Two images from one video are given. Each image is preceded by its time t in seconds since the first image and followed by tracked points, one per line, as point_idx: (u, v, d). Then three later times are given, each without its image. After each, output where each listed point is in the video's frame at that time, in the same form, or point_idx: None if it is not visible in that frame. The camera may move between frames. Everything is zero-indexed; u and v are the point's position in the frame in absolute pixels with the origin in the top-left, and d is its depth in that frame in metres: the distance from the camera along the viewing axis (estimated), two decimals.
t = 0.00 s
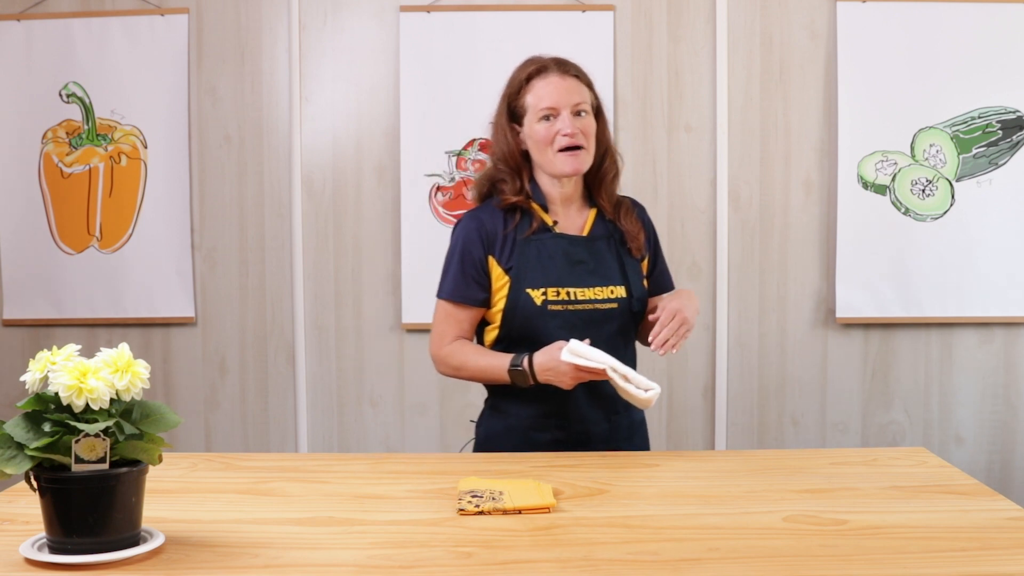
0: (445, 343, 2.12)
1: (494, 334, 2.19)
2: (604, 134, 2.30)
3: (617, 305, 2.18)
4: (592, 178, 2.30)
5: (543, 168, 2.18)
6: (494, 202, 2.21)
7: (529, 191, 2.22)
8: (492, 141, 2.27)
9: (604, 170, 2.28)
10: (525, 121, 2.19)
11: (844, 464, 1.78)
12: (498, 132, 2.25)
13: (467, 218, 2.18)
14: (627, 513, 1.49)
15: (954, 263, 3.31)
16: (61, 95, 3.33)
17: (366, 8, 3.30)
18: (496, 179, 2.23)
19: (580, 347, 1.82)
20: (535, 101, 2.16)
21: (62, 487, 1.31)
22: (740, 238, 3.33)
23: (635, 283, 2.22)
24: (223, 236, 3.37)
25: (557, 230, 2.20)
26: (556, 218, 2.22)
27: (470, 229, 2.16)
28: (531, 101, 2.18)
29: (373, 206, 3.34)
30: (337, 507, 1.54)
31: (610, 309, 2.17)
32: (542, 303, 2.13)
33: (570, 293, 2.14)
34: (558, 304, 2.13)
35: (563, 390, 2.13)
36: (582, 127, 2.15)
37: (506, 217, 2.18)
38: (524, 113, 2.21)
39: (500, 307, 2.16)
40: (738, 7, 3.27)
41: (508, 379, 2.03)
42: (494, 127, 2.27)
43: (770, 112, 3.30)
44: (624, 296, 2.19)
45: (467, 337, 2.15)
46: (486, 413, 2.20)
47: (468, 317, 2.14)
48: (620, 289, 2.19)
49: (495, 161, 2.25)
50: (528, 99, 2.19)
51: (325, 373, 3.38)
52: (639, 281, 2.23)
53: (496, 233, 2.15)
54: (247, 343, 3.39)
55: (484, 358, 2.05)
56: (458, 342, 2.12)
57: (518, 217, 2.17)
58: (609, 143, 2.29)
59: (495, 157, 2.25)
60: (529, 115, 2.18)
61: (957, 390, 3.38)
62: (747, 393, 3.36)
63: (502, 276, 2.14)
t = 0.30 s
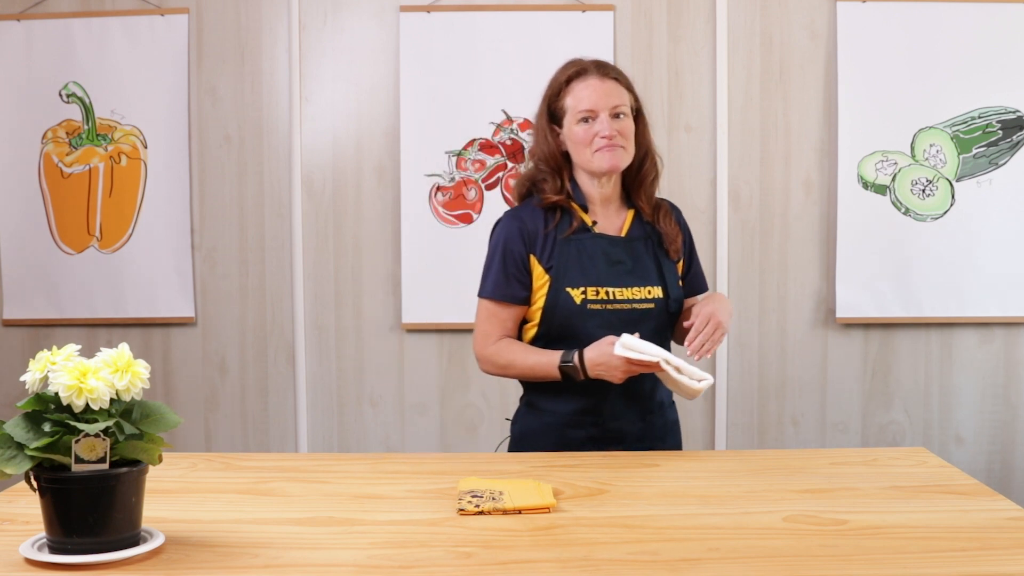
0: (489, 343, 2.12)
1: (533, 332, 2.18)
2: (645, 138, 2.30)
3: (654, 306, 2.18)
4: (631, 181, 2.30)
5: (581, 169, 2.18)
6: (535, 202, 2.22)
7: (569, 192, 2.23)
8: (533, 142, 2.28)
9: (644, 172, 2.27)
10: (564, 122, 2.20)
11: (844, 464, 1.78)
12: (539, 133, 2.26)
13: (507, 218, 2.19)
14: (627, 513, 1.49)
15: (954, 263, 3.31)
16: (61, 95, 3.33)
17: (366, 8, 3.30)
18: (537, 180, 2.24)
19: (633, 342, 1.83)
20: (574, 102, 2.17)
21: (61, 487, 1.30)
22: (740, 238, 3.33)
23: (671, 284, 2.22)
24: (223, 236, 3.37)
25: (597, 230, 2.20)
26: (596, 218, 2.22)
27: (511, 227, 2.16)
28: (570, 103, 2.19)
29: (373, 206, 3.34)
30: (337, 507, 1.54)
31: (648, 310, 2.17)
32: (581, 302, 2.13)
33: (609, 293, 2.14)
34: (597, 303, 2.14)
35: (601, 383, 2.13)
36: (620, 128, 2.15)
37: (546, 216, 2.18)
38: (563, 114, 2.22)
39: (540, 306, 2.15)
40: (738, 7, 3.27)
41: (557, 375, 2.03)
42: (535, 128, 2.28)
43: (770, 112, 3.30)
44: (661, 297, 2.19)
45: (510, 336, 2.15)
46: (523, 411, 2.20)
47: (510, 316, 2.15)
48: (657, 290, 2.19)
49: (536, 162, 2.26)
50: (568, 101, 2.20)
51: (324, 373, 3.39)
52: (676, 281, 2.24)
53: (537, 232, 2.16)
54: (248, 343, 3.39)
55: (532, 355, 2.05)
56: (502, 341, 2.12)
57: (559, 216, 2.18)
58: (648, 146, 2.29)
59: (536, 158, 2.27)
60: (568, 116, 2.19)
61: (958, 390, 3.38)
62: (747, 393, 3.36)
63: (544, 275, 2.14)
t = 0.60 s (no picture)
0: (504, 344, 2.12)
1: (548, 331, 2.18)
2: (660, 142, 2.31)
3: (668, 304, 2.18)
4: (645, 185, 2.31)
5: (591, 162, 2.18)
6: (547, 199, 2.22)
7: (582, 189, 2.22)
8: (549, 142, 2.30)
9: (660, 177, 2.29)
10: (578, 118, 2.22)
11: (844, 464, 1.78)
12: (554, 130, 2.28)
13: (521, 218, 2.19)
14: (627, 513, 1.49)
15: (954, 263, 3.31)
16: (61, 94, 3.33)
17: (366, 8, 3.30)
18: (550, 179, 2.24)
19: (651, 337, 1.79)
20: (588, 96, 2.19)
21: (61, 487, 1.30)
22: (740, 238, 3.33)
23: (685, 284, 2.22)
24: (223, 236, 3.37)
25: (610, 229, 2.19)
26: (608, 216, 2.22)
27: (525, 227, 2.16)
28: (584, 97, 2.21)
29: (372, 206, 3.34)
30: (337, 507, 1.54)
31: (662, 308, 2.17)
32: (597, 300, 2.12)
33: (624, 291, 2.14)
34: (613, 301, 2.13)
35: (620, 381, 2.13)
36: (630, 122, 2.16)
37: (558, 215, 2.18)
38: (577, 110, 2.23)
39: (554, 305, 2.15)
40: (738, 7, 3.27)
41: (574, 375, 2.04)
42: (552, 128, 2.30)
43: (770, 112, 3.30)
44: (675, 296, 2.19)
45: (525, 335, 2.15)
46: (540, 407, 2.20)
47: (525, 316, 2.14)
48: (672, 288, 2.19)
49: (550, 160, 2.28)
50: (582, 96, 2.22)
51: (324, 373, 3.39)
52: (689, 282, 2.24)
53: (551, 232, 2.15)
54: (248, 343, 3.39)
55: (548, 355, 2.06)
56: (517, 341, 2.12)
57: (570, 213, 2.17)
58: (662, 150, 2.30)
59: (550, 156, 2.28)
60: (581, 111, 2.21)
61: (958, 390, 3.38)
62: (746, 393, 3.36)
63: (558, 275, 2.13)
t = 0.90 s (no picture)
0: (523, 347, 2.11)
1: (571, 334, 2.17)
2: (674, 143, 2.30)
3: (689, 304, 2.19)
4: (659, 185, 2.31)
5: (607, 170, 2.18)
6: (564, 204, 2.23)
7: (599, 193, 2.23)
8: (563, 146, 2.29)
9: (673, 178, 2.29)
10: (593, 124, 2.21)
11: (844, 464, 1.78)
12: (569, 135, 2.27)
13: (540, 225, 2.17)
14: (627, 513, 1.49)
15: (954, 263, 3.31)
16: (61, 95, 3.33)
17: (366, 8, 3.30)
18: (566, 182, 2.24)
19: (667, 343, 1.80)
20: (603, 104, 2.18)
21: (61, 487, 1.31)
22: (739, 238, 3.34)
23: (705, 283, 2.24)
24: (223, 236, 3.37)
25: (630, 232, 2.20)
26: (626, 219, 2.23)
27: (545, 233, 2.14)
28: (598, 105, 2.19)
29: (373, 206, 3.34)
30: (337, 507, 1.54)
31: (684, 308, 2.18)
32: (622, 303, 2.12)
33: (648, 293, 2.14)
34: (638, 303, 2.13)
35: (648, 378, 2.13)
36: (647, 130, 2.15)
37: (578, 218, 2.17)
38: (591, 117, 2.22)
39: (580, 309, 2.14)
40: (738, 8, 3.27)
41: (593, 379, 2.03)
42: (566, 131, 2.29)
43: (770, 112, 3.30)
44: (695, 295, 2.20)
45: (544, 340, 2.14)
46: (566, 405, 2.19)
47: (546, 321, 2.13)
48: (692, 288, 2.20)
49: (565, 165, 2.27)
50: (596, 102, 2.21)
51: (325, 373, 3.39)
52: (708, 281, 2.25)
53: (574, 237, 2.14)
54: (248, 343, 3.39)
55: (568, 359, 2.05)
56: (536, 345, 2.10)
57: (590, 218, 2.17)
58: (676, 151, 2.29)
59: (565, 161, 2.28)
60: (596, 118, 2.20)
61: (958, 390, 3.38)
62: (746, 392, 3.36)
63: (582, 279, 2.12)
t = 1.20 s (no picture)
0: (574, 349, 2.01)
1: (618, 334, 2.09)
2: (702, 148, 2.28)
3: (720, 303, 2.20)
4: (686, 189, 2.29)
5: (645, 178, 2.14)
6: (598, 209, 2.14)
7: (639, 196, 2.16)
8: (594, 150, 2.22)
9: (701, 181, 2.27)
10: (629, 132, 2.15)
11: (844, 464, 1.78)
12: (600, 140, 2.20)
13: (587, 226, 2.06)
14: (627, 513, 1.49)
15: (954, 263, 3.31)
16: (61, 95, 3.33)
17: (366, 8, 3.30)
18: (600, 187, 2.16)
19: (729, 342, 1.77)
20: (641, 115, 2.13)
21: (61, 487, 1.31)
22: (739, 238, 3.34)
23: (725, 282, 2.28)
24: (223, 236, 3.37)
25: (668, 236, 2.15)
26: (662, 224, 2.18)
27: (595, 233, 2.04)
28: (635, 114, 2.14)
29: (372, 206, 3.34)
30: (337, 507, 1.54)
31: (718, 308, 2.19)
32: (673, 303, 2.08)
33: (693, 292, 2.12)
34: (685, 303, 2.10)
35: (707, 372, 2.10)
36: (685, 142, 2.13)
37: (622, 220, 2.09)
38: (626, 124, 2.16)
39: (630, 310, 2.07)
40: (738, 7, 3.27)
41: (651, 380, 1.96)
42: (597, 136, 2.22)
43: (770, 112, 3.30)
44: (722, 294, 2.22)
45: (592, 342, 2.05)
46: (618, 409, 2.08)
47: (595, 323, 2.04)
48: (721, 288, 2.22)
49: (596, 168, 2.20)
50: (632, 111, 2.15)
51: (325, 373, 3.38)
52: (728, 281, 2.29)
53: (623, 237, 2.05)
54: (248, 343, 3.39)
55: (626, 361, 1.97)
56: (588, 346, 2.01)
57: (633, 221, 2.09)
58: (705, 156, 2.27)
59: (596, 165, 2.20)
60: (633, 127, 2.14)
61: (958, 390, 3.38)
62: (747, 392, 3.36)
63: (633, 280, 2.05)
